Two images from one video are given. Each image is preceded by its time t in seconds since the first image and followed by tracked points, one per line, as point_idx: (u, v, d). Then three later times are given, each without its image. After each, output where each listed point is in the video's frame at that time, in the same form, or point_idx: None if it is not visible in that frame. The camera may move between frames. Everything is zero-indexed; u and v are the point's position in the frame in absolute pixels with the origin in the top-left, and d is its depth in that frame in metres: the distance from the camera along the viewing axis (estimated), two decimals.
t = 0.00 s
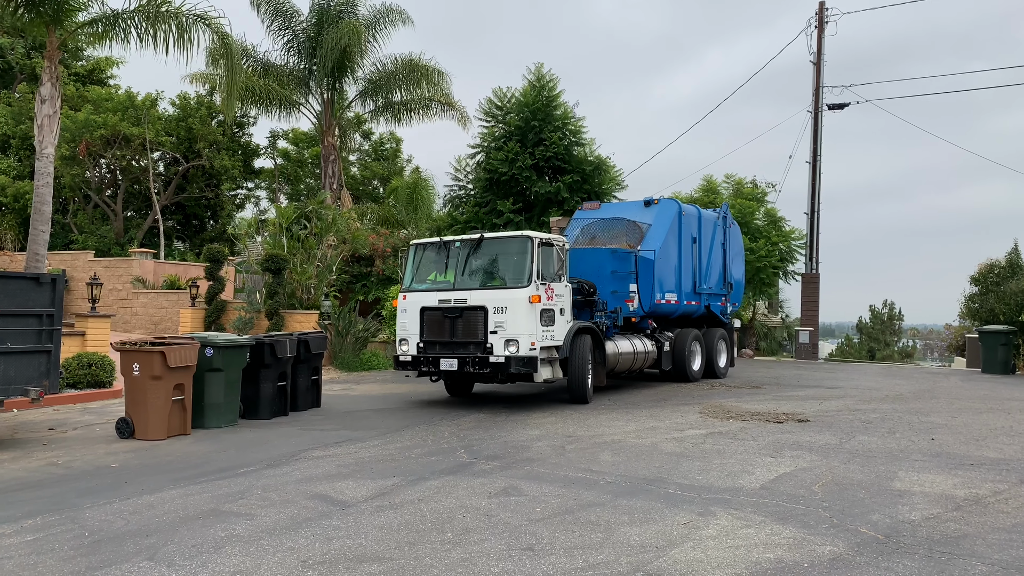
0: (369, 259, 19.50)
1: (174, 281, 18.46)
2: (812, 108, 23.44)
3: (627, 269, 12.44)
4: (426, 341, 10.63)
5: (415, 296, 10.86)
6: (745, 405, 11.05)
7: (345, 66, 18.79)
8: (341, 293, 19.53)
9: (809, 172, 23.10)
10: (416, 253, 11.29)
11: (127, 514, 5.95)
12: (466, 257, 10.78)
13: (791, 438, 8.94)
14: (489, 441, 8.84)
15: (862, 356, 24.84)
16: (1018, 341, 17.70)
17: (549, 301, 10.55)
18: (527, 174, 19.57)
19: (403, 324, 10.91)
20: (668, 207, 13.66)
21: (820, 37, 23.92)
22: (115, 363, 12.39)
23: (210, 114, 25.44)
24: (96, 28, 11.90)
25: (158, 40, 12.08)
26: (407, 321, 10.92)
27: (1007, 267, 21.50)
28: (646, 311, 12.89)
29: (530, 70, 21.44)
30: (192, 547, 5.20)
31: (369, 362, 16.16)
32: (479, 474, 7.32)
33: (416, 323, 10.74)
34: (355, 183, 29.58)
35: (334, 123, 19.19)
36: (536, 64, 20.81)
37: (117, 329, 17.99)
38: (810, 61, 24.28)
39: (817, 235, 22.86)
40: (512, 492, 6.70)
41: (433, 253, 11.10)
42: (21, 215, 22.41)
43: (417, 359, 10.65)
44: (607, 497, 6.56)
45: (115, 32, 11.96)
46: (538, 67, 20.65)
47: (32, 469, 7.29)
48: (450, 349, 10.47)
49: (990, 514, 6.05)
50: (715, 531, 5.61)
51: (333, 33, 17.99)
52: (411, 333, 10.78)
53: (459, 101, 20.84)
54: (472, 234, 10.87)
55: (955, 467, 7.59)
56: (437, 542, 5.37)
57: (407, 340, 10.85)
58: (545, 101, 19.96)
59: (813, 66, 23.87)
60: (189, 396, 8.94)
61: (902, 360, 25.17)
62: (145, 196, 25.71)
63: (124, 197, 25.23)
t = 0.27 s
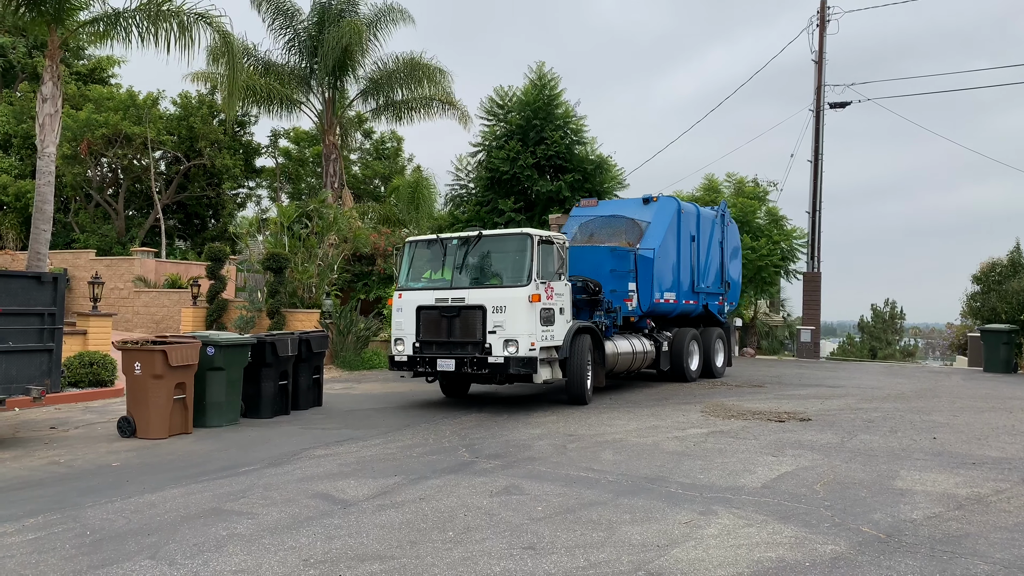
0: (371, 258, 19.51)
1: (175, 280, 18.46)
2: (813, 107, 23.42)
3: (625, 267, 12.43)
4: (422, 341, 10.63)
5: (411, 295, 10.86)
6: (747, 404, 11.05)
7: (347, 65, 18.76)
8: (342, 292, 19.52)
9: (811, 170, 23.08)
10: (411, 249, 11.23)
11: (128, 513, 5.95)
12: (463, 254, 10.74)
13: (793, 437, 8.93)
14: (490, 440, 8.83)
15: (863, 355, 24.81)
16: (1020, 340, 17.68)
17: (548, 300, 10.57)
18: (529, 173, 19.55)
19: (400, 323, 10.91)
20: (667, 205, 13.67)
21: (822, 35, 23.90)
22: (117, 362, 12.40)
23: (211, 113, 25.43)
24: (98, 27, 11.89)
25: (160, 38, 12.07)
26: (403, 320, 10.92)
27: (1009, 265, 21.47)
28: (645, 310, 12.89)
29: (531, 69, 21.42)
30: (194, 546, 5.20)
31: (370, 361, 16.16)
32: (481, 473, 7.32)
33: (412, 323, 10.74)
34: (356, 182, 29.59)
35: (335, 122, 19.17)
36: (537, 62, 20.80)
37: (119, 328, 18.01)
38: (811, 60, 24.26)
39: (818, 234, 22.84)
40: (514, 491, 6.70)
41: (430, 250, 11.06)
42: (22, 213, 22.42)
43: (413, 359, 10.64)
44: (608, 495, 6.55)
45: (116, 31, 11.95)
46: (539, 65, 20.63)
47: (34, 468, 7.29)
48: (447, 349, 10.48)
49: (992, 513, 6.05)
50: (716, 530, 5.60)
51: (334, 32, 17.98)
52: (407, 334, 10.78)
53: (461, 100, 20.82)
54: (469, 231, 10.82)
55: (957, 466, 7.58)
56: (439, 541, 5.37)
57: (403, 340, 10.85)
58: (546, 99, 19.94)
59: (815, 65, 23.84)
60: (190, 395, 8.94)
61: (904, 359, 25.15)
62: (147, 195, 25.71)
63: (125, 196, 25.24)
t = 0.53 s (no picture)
0: (374, 257, 19.53)
1: (178, 280, 18.48)
2: (816, 106, 23.39)
3: (623, 266, 12.43)
4: (418, 341, 10.48)
5: (406, 294, 10.72)
6: (749, 403, 11.04)
7: (349, 64, 18.75)
8: (345, 291, 19.52)
9: (814, 170, 23.04)
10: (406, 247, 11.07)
11: (131, 512, 5.97)
12: (460, 252, 10.61)
13: (796, 436, 8.93)
14: (493, 439, 8.83)
15: (866, 354, 24.78)
16: None
17: (547, 300, 10.44)
18: (531, 172, 19.54)
19: (394, 322, 10.75)
20: (665, 203, 13.64)
21: (825, 34, 23.85)
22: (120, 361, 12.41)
23: (214, 112, 25.44)
24: (101, 27, 11.90)
25: (163, 38, 12.08)
26: (398, 320, 10.78)
27: (1012, 264, 21.42)
28: (643, 309, 12.88)
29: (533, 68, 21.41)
30: (197, 545, 5.21)
31: (373, 360, 16.18)
32: (483, 472, 7.32)
33: (408, 323, 10.60)
34: (359, 181, 29.59)
35: (338, 121, 19.15)
36: (540, 61, 20.78)
37: (122, 327, 18.05)
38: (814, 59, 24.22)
39: (821, 233, 22.81)
40: (516, 490, 6.70)
41: (426, 247, 10.92)
42: (26, 213, 22.45)
43: (410, 360, 10.50)
44: (611, 495, 6.55)
45: (119, 31, 11.96)
46: (541, 65, 20.61)
47: (37, 467, 7.31)
48: (444, 350, 10.33)
49: (995, 512, 6.04)
50: (719, 529, 5.60)
51: (337, 32, 17.96)
52: (403, 333, 10.62)
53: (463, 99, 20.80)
54: (466, 229, 10.69)
55: (961, 466, 7.57)
56: (441, 539, 5.37)
57: (398, 340, 10.70)
58: (549, 99, 19.92)
59: (818, 64, 23.80)
60: (193, 394, 8.95)
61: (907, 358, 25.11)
62: (150, 195, 25.72)
63: (128, 195, 25.26)
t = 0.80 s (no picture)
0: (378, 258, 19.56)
1: (183, 281, 18.53)
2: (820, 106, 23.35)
3: (622, 265, 12.39)
4: (411, 343, 9.92)
5: (399, 294, 10.14)
6: (754, 403, 11.02)
7: (353, 65, 18.75)
8: (350, 292, 19.56)
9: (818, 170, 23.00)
10: (398, 245, 10.49)
11: (136, 512, 5.98)
12: (454, 251, 10.02)
13: (801, 436, 8.91)
14: (497, 440, 8.83)
15: (870, 354, 24.74)
16: None
17: (546, 300, 9.92)
18: (535, 173, 19.54)
19: (386, 324, 10.19)
20: (663, 201, 13.56)
21: (829, 34, 23.82)
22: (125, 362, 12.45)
23: (218, 113, 25.47)
24: (105, 28, 11.94)
25: (167, 39, 12.09)
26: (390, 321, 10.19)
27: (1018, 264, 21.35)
28: (642, 310, 12.81)
29: (537, 68, 21.39)
30: (201, 544, 5.22)
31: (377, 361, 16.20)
32: (487, 472, 7.32)
33: (400, 324, 10.02)
34: (363, 182, 29.62)
35: (341, 122, 19.16)
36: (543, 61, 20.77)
37: (127, 328, 18.11)
38: (818, 58, 24.19)
39: (825, 233, 22.77)
40: (521, 490, 6.70)
41: (418, 245, 10.31)
42: (31, 213, 22.55)
43: (402, 363, 9.92)
44: (615, 495, 6.55)
45: (124, 32, 11.99)
46: (545, 65, 20.58)
47: (43, 468, 7.33)
48: (439, 352, 9.77)
49: (1000, 513, 6.02)
50: (724, 529, 5.60)
51: (340, 33, 17.97)
52: (395, 335, 10.06)
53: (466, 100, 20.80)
54: (461, 226, 10.09)
55: (966, 466, 7.55)
56: (445, 539, 5.38)
57: (390, 342, 10.12)
58: (552, 99, 19.91)
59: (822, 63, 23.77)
60: (198, 394, 8.97)
61: (911, 358, 25.03)
62: (154, 196, 25.79)
63: (133, 196, 25.33)
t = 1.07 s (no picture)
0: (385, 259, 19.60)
1: (189, 282, 18.59)
2: (827, 105, 23.30)
3: (620, 265, 12.20)
4: (404, 346, 9.49)
5: (391, 296, 9.69)
6: (760, 404, 11.00)
7: (358, 66, 18.76)
8: (356, 293, 19.59)
9: (824, 169, 22.96)
10: (390, 245, 10.06)
11: (144, 513, 6.00)
12: (449, 250, 9.59)
13: (807, 437, 8.88)
14: (503, 440, 8.82)
15: (877, 354, 24.66)
16: None
17: (545, 301, 9.51)
18: (540, 173, 19.54)
19: (377, 327, 9.74)
20: (662, 198, 13.33)
21: (835, 33, 23.77)
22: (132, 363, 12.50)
23: (224, 115, 25.53)
24: (112, 30, 12.00)
25: (174, 41, 12.12)
26: (381, 323, 9.75)
27: None
28: (640, 310, 12.64)
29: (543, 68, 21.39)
30: (209, 546, 5.23)
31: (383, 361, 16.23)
32: (493, 473, 7.32)
33: (392, 327, 9.57)
34: (369, 183, 29.67)
35: (347, 123, 19.11)
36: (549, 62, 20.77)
37: (134, 329, 18.18)
38: (824, 57, 24.13)
39: (832, 233, 22.71)
40: (527, 491, 6.70)
41: (412, 244, 9.88)
42: (39, 215, 22.67)
43: (394, 367, 9.49)
44: (621, 496, 6.54)
45: (130, 34, 12.04)
46: (550, 65, 20.56)
47: (52, 469, 7.37)
48: (433, 356, 9.35)
49: (1009, 513, 5.99)
50: (730, 530, 5.58)
51: (346, 35, 17.98)
52: (387, 338, 9.62)
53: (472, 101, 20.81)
54: (457, 224, 9.66)
55: (974, 467, 7.51)
56: (452, 540, 5.38)
57: (381, 345, 9.68)
58: (558, 100, 19.91)
59: (828, 63, 23.73)
60: (205, 395, 9.00)
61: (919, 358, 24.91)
62: (161, 197, 25.88)
63: (139, 198, 25.43)
